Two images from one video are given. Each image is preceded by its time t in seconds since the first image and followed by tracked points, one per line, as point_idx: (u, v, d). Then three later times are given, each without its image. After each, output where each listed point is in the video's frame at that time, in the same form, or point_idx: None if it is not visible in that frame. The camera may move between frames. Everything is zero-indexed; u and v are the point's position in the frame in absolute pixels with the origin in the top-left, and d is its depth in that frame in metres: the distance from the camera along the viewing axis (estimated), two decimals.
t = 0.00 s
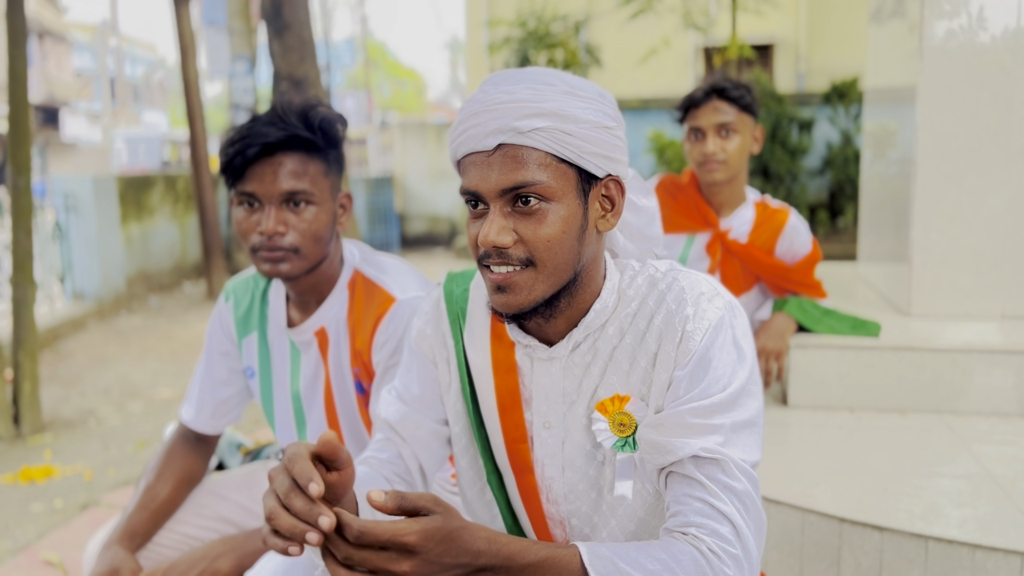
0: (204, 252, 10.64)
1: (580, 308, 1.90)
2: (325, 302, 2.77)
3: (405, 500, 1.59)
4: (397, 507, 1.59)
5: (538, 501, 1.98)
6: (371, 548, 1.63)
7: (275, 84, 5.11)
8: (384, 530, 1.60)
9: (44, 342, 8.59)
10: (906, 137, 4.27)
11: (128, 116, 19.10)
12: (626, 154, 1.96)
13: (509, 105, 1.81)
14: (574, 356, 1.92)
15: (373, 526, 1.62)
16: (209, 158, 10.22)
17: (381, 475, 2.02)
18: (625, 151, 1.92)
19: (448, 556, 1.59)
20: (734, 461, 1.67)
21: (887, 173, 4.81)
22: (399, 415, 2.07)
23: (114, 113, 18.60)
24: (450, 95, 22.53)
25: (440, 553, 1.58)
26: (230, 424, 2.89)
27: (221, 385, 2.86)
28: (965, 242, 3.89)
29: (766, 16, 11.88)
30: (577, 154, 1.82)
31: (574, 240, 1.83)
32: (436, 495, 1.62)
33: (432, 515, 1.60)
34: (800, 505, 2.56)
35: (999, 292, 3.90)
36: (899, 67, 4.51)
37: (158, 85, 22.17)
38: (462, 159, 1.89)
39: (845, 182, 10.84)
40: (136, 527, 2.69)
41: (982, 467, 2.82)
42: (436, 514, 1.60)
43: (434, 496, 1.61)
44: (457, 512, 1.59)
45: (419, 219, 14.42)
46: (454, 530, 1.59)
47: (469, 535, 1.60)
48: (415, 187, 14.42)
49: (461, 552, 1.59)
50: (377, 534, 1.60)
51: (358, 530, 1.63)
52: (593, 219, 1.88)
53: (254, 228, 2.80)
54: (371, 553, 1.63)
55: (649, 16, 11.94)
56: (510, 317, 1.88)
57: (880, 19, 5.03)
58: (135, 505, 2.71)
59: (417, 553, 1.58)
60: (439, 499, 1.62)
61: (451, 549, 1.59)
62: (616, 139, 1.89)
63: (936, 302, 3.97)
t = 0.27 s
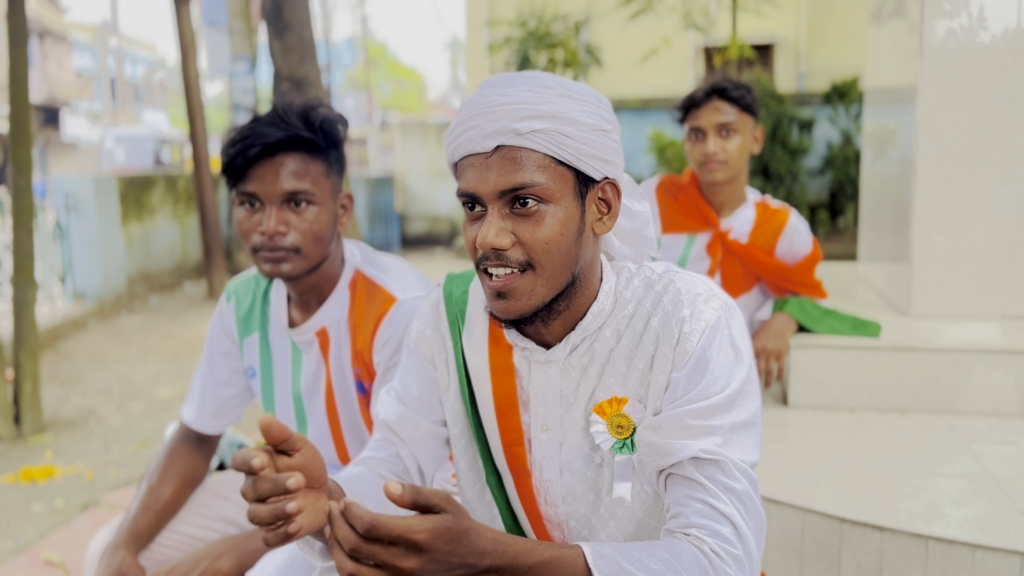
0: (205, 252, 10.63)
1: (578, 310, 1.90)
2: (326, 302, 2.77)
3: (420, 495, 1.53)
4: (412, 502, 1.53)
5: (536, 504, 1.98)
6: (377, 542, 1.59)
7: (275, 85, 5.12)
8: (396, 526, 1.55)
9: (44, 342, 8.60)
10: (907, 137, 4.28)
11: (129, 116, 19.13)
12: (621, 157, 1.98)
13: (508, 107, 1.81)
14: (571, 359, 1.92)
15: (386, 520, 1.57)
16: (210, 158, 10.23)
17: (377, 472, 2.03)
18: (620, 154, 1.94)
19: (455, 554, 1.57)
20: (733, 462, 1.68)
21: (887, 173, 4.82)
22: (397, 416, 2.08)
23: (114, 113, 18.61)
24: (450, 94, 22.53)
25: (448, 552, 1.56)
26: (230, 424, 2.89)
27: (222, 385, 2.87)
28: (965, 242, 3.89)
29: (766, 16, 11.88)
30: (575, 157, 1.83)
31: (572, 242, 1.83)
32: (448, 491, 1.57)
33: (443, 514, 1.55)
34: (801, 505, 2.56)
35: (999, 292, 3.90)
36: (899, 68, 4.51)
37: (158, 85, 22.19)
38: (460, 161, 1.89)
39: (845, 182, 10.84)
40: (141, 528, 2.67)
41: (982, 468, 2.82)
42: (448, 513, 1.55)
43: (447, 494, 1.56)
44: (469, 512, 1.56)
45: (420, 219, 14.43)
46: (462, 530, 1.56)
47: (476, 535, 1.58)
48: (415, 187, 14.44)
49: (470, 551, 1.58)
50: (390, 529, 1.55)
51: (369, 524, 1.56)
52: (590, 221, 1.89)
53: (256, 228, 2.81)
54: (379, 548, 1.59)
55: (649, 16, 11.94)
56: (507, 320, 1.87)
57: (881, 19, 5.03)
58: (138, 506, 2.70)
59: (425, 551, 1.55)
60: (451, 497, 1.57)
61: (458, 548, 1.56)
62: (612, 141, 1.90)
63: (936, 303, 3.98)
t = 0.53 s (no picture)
0: (205, 252, 10.62)
1: (573, 308, 1.91)
2: (327, 301, 2.77)
3: (404, 508, 1.53)
4: (395, 514, 1.53)
5: (533, 502, 1.98)
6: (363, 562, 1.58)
7: (276, 85, 5.13)
8: (379, 549, 1.54)
9: (44, 342, 8.59)
10: (907, 137, 4.28)
11: (129, 116, 19.13)
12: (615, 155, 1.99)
13: (509, 104, 1.82)
14: (567, 357, 1.92)
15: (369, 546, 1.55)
16: (209, 158, 10.22)
17: (377, 474, 2.02)
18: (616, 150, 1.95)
19: (446, 564, 1.57)
20: (729, 458, 1.68)
21: (887, 173, 4.82)
22: (394, 413, 2.09)
23: (114, 113, 18.65)
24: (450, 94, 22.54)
25: (435, 562, 1.56)
26: (229, 424, 2.89)
27: (222, 384, 2.87)
28: (965, 242, 3.89)
29: (766, 16, 11.88)
30: (576, 153, 1.84)
31: (572, 238, 1.84)
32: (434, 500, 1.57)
33: (429, 525, 1.55)
34: (800, 505, 2.56)
35: (999, 292, 3.91)
36: (899, 67, 4.52)
37: (158, 85, 22.20)
38: (459, 159, 1.88)
39: (845, 182, 10.84)
40: (145, 529, 2.67)
41: (982, 467, 2.82)
42: (434, 523, 1.55)
43: (433, 504, 1.56)
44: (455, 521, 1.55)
45: (420, 219, 14.44)
46: (449, 539, 1.56)
47: (466, 542, 1.57)
48: (415, 187, 14.44)
49: (459, 561, 1.57)
50: (374, 553, 1.54)
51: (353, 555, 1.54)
52: (588, 217, 1.89)
53: (258, 226, 2.81)
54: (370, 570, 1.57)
55: (650, 15, 11.93)
56: (506, 316, 1.87)
57: (881, 19, 5.04)
58: (140, 507, 2.70)
59: (411, 564, 1.55)
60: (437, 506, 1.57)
61: (446, 557, 1.56)
62: (608, 138, 1.92)
63: (936, 302, 3.98)
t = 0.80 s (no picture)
0: (205, 252, 10.61)
1: (573, 310, 1.91)
2: (327, 300, 2.77)
3: (417, 502, 1.52)
4: (408, 509, 1.52)
5: (532, 504, 1.98)
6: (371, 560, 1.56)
7: (276, 84, 5.14)
8: (392, 541, 1.51)
9: (44, 342, 8.59)
10: (907, 137, 4.28)
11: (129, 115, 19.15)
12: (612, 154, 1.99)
13: (504, 104, 1.82)
14: (566, 358, 1.92)
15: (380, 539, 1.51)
16: (209, 157, 10.23)
17: (374, 473, 2.04)
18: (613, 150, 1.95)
19: (456, 561, 1.56)
20: (733, 461, 1.68)
21: (887, 173, 4.82)
22: (394, 414, 2.09)
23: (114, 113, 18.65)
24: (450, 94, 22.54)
25: (448, 557, 1.54)
26: (228, 423, 2.90)
27: (220, 384, 2.87)
28: (965, 242, 3.89)
29: (766, 17, 11.88)
30: (571, 152, 1.84)
31: (570, 237, 1.84)
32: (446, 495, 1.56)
33: (442, 519, 1.54)
34: (801, 505, 2.56)
35: (998, 293, 3.91)
36: (899, 67, 4.52)
37: (158, 85, 22.20)
38: (456, 159, 1.88)
39: (845, 182, 10.84)
40: (148, 532, 2.68)
41: (982, 468, 2.82)
42: (446, 518, 1.54)
43: (445, 498, 1.55)
44: (468, 515, 1.55)
45: (420, 219, 14.46)
46: (461, 535, 1.55)
47: (478, 537, 1.56)
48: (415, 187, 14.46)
49: (470, 556, 1.56)
50: (386, 546, 1.51)
51: (365, 547, 1.50)
52: (585, 217, 1.89)
53: (257, 224, 2.81)
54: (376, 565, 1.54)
55: (649, 16, 11.94)
56: (506, 317, 1.87)
57: (881, 20, 5.04)
58: (141, 508, 2.70)
59: (423, 559, 1.53)
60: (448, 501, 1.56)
61: (457, 552, 1.55)
62: (605, 137, 1.92)
63: (936, 302, 3.98)
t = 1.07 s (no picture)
0: (204, 252, 10.60)
1: (570, 310, 1.90)
2: (323, 300, 2.77)
3: (412, 505, 1.52)
4: (403, 512, 1.52)
5: (529, 505, 1.97)
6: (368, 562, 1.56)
7: (276, 84, 5.14)
8: (389, 545, 1.52)
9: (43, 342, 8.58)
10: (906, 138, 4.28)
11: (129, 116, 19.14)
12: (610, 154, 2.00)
13: (526, 104, 1.81)
14: (564, 359, 1.92)
15: (377, 542, 1.53)
16: (209, 157, 10.22)
17: (371, 474, 2.04)
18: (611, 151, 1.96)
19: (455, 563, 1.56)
20: (730, 462, 1.67)
21: (887, 174, 4.82)
22: (390, 415, 2.09)
23: (114, 113, 18.65)
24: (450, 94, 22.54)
25: (446, 559, 1.55)
26: (226, 423, 2.89)
27: (218, 384, 2.87)
28: (964, 243, 3.89)
29: (766, 18, 11.88)
30: (586, 153, 1.86)
31: (585, 237, 1.86)
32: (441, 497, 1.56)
33: (439, 522, 1.54)
34: (800, 506, 2.56)
35: (998, 293, 3.90)
36: (899, 68, 4.52)
37: (158, 85, 22.20)
38: (468, 160, 1.85)
39: (845, 183, 10.84)
40: (145, 533, 2.68)
41: (981, 469, 2.82)
42: (442, 520, 1.54)
43: (440, 500, 1.55)
44: (465, 517, 1.54)
45: (419, 219, 14.47)
46: (459, 537, 1.55)
47: (475, 539, 1.56)
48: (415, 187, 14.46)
49: (468, 558, 1.56)
50: (384, 549, 1.52)
51: (362, 551, 1.52)
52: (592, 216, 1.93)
53: (257, 223, 2.81)
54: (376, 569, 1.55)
55: (649, 16, 11.93)
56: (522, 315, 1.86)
57: (881, 20, 5.04)
58: (139, 509, 2.71)
59: (420, 562, 1.54)
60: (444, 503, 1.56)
61: (455, 554, 1.55)
62: (607, 139, 1.93)
63: (936, 303, 3.98)
